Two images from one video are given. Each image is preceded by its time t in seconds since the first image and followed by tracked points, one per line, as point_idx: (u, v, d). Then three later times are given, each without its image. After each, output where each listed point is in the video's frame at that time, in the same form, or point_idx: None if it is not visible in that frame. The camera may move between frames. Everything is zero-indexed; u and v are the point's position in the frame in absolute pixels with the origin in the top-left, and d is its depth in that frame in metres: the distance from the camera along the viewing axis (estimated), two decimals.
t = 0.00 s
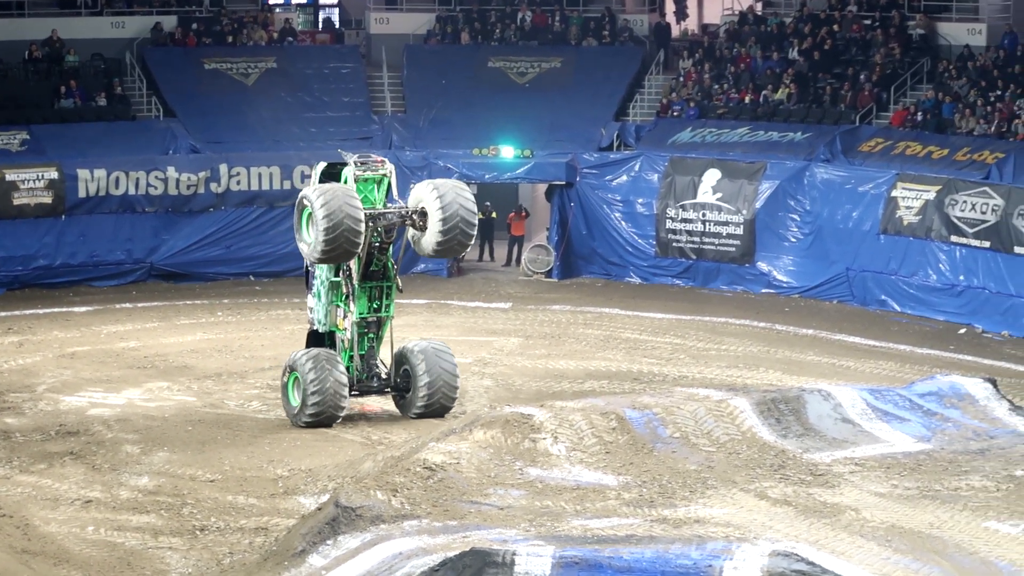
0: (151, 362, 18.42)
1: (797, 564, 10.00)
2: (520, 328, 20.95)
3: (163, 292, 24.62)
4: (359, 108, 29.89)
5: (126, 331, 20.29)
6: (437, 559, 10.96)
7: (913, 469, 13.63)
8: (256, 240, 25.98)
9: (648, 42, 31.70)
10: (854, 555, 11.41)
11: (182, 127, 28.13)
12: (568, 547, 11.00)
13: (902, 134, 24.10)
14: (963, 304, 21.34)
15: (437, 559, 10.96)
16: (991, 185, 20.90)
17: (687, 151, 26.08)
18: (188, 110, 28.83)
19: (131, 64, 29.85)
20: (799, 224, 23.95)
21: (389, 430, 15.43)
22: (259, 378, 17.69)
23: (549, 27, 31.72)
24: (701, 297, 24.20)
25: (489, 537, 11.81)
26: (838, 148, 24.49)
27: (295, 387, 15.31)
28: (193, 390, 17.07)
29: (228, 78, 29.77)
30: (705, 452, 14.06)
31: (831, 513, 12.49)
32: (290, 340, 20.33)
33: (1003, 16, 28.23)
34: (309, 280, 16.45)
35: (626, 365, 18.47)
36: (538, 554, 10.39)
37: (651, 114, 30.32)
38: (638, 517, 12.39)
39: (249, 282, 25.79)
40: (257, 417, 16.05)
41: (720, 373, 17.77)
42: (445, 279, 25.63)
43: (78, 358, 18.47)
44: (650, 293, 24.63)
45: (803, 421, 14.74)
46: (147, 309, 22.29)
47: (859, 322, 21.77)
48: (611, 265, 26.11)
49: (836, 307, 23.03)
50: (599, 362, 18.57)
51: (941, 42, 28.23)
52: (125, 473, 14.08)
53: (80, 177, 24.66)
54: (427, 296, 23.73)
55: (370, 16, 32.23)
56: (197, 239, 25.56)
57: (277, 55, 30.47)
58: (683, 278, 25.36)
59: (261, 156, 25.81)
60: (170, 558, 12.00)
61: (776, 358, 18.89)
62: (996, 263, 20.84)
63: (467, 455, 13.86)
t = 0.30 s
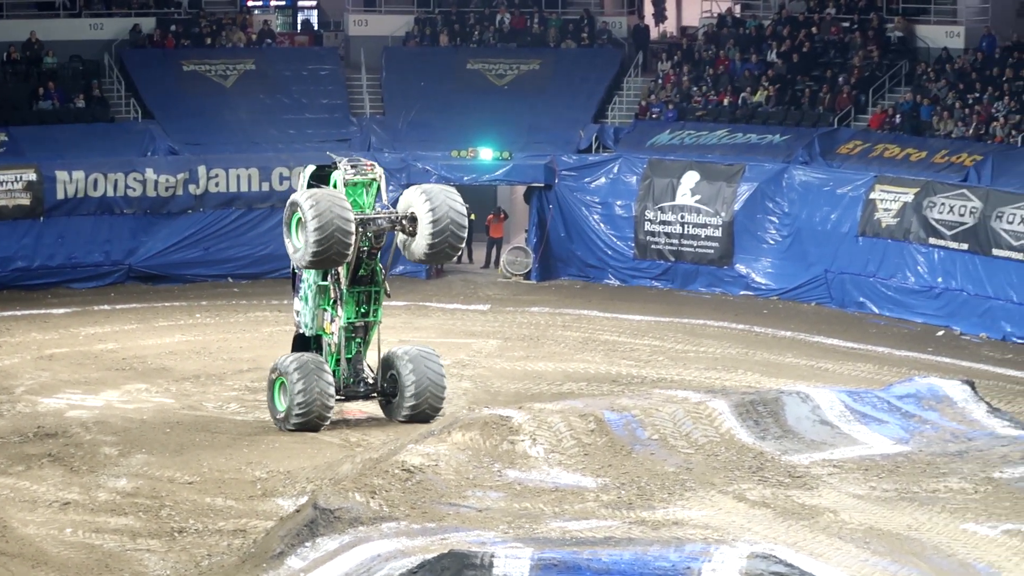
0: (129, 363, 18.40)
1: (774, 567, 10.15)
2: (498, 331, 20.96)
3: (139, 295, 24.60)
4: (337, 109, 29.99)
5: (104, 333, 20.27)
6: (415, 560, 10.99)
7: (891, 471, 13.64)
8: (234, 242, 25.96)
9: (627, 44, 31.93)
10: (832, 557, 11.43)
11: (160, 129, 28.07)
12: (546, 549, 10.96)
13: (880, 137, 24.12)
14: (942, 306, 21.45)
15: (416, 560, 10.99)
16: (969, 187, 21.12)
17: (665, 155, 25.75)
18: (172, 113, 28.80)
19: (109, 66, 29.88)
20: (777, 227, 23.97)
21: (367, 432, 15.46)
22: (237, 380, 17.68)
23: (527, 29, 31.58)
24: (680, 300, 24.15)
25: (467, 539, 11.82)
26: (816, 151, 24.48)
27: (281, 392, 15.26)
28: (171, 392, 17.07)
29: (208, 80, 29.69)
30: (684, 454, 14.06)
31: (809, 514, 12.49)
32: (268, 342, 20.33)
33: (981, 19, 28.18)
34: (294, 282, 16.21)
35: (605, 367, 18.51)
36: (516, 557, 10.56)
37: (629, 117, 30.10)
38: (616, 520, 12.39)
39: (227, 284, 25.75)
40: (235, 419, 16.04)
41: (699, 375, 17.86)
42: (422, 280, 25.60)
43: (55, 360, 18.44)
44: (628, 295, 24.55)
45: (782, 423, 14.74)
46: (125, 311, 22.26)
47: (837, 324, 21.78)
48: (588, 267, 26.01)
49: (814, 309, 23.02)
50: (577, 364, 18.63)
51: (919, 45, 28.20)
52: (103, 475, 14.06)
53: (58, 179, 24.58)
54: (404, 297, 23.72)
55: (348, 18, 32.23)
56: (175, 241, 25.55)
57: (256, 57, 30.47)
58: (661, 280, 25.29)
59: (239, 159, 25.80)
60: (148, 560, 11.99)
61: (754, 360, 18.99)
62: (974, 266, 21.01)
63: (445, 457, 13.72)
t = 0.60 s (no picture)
0: (111, 370, 18.40)
1: None
2: (480, 339, 20.99)
3: (121, 301, 24.54)
4: (319, 116, 29.94)
5: (85, 340, 20.26)
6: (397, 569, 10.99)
7: (872, 480, 13.62)
8: (216, 249, 25.96)
9: (609, 52, 31.78)
10: (814, 566, 11.43)
11: (143, 136, 28.02)
12: (528, 559, 11.08)
13: (862, 145, 23.84)
14: (923, 315, 21.47)
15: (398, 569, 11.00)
16: (950, 197, 21.18)
17: (647, 163, 25.66)
18: (161, 119, 28.79)
19: (92, 72, 29.95)
20: (759, 235, 23.99)
21: (348, 440, 15.51)
22: (219, 388, 17.68)
23: (509, 37, 31.71)
24: (662, 308, 24.16)
25: (449, 548, 11.78)
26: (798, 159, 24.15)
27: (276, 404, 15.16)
28: (152, 399, 17.08)
29: (189, 86, 29.62)
30: (665, 463, 14.04)
31: (791, 523, 12.48)
32: (249, 349, 20.34)
33: (964, 28, 28.06)
34: (285, 292, 16.21)
35: (586, 376, 18.55)
36: (498, 565, 10.73)
37: (611, 125, 30.33)
38: (598, 528, 12.36)
39: (209, 292, 25.75)
40: (216, 427, 16.04)
41: (679, 384, 17.96)
42: (404, 289, 25.60)
43: (37, 367, 18.43)
44: (611, 304, 24.56)
45: (764, 432, 14.73)
46: (107, 318, 22.27)
47: (819, 333, 21.80)
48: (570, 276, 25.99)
49: (796, 318, 23.08)
50: (559, 373, 18.71)
51: (901, 54, 28.19)
52: (84, 482, 14.03)
53: (40, 186, 24.54)
54: (386, 304, 23.71)
55: (331, 25, 32.14)
56: (157, 248, 25.54)
57: (239, 64, 30.35)
58: (643, 289, 25.32)
59: (220, 166, 25.75)
60: (128, 568, 11.98)
61: (736, 369, 19.09)
62: (956, 275, 21.04)
63: (427, 465, 13.59)
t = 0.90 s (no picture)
0: (97, 375, 18.40)
1: None
2: (466, 344, 21.04)
3: (107, 306, 24.50)
4: (306, 121, 30.03)
5: (71, 344, 20.26)
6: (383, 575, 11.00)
7: (857, 486, 13.64)
8: (202, 254, 25.93)
9: (597, 58, 31.90)
10: (799, 572, 11.46)
11: (129, 140, 27.99)
12: (513, 564, 11.14)
13: (848, 153, 23.84)
14: (909, 322, 21.49)
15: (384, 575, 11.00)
16: (936, 204, 21.24)
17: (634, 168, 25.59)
18: (152, 122, 28.79)
19: (78, 77, 29.80)
20: (745, 241, 24.01)
21: (333, 446, 15.56)
22: (204, 392, 17.69)
23: (497, 43, 31.94)
24: (648, 314, 24.16)
25: (435, 553, 11.78)
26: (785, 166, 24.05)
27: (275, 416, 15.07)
28: (138, 404, 17.10)
29: (175, 91, 29.65)
30: (651, 468, 14.03)
31: (776, 530, 12.49)
32: (235, 353, 20.35)
33: (951, 35, 28.33)
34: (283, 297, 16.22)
35: (572, 381, 18.61)
36: (483, 570, 10.83)
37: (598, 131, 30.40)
38: (584, 533, 12.34)
39: (194, 296, 25.72)
40: (202, 431, 16.06)
41: (665, 390, 18.06)
42: (390, 294, 25.56)
43: (23, 371, 18.42)
44: (597, 309, 24.55)
45: (750, 438, 14.75)
46: (92, 322, 22.27)
47: (804, 340, 21.81)
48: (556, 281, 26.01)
49: (782, 325, 23.10)
50: (545, 378, 18.80)
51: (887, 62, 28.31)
52: (70, 486, 14.03)
53: (26, 190, 24.49)
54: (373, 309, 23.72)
55: (318, 31, 32.29)
56: (143, 252, 25.49)
57: (225, 69, 30.49)
58: (629, 295, 25.31)
59: (207, 171, 25.80)
60: (114, 572, 11.98)
61: (722, 375, 19.18)
62: (942, 282, 21.05)
63: (412, 470, 13.57)
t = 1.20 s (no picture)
0: (78, 373, 18.37)
1: None
2: (448, 343, 21.06)
3: (88, 304, 24.44)
4: (289, 120, 29.92)
5: (52, 343, 20.22)
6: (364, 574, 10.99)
7: (839, 487, 13.66)
8: (184, 253, 25.88)
9: (579, 58, 31.99)
10: (779, 572, 11.48)
11: (111, 139, 27.92)
12: (494, 563, 11.13)
13: (830, 154, 23.85)
14: (890, 323, 21.52)
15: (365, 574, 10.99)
16: (918, 205, 21.28)
17: (616, 168, 25.54)
18: (138, 120, 28.75)
19: (60, 75, 29.82)
20: (727, 242, 24.02)
21: (313, 448, 15.60)
22: (186, 391, 17.69)
23: (479, 43, 31.89)
24: (630, 314, 24.18)
25: (416, 553, 11.76)
26: (767, 166, 24.08)
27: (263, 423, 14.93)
28: (119, 403, 17.07)
29: (157, 89, 29.63)
30: (633, 469, 14.03)
31: (757, 530, 12.50)
32: (217, 352, 20.34)
33: (933, 37, 28.77)
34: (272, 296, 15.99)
35: (554, 381, 18.69)
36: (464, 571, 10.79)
37: (581, 131, 30.46)
38: (565, 533, 12.34)
39: (176, 295, 25.64)
40: (183, 429, 16.06)
41: (647, 390, 18.15)
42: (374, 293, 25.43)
43: (3, 369, 18.38)
44: (579, 309, 24.57)
45: (731, 438, 14.77)
46: (73, 320, 22.23)
47: (785, 340, 21.86)
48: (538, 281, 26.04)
49: (763, 325, 23.13)
50: (526, 378, 18.86)
51: (870, 63, 28.51)
52: (50, 485, 14.00)
53: (7, 188, 24.54)
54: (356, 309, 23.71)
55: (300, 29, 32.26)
56: (125, 251, 25.42)
57: (207, 68, 30.46)
58: (611, 295, 25.34)
59: (189, 169, 25.72)
60: (94, 571, 11.97)
61: (704, 375, 19.24)
62: (923, 283, 21.10)
63: (394, 469, 13.51)
